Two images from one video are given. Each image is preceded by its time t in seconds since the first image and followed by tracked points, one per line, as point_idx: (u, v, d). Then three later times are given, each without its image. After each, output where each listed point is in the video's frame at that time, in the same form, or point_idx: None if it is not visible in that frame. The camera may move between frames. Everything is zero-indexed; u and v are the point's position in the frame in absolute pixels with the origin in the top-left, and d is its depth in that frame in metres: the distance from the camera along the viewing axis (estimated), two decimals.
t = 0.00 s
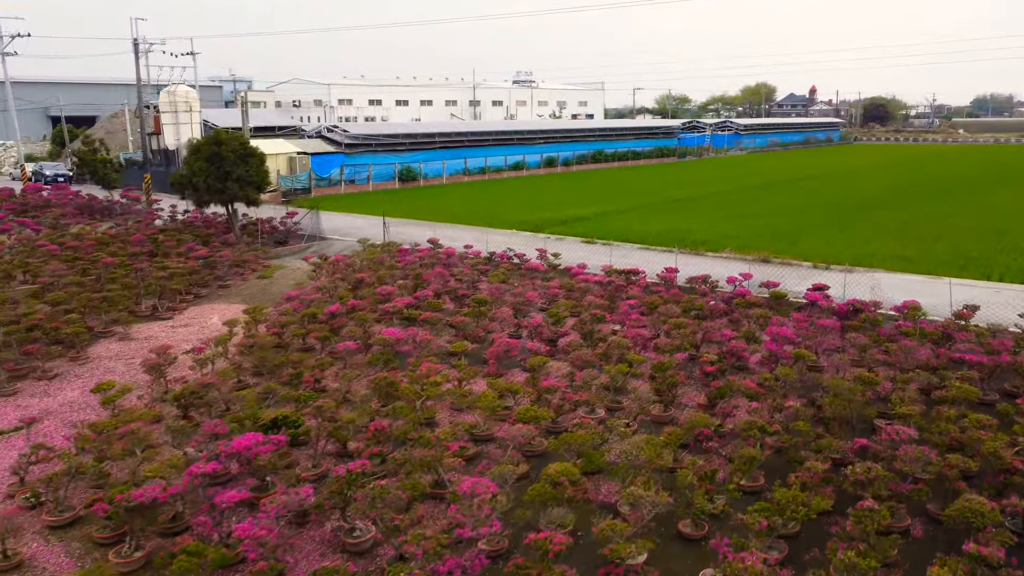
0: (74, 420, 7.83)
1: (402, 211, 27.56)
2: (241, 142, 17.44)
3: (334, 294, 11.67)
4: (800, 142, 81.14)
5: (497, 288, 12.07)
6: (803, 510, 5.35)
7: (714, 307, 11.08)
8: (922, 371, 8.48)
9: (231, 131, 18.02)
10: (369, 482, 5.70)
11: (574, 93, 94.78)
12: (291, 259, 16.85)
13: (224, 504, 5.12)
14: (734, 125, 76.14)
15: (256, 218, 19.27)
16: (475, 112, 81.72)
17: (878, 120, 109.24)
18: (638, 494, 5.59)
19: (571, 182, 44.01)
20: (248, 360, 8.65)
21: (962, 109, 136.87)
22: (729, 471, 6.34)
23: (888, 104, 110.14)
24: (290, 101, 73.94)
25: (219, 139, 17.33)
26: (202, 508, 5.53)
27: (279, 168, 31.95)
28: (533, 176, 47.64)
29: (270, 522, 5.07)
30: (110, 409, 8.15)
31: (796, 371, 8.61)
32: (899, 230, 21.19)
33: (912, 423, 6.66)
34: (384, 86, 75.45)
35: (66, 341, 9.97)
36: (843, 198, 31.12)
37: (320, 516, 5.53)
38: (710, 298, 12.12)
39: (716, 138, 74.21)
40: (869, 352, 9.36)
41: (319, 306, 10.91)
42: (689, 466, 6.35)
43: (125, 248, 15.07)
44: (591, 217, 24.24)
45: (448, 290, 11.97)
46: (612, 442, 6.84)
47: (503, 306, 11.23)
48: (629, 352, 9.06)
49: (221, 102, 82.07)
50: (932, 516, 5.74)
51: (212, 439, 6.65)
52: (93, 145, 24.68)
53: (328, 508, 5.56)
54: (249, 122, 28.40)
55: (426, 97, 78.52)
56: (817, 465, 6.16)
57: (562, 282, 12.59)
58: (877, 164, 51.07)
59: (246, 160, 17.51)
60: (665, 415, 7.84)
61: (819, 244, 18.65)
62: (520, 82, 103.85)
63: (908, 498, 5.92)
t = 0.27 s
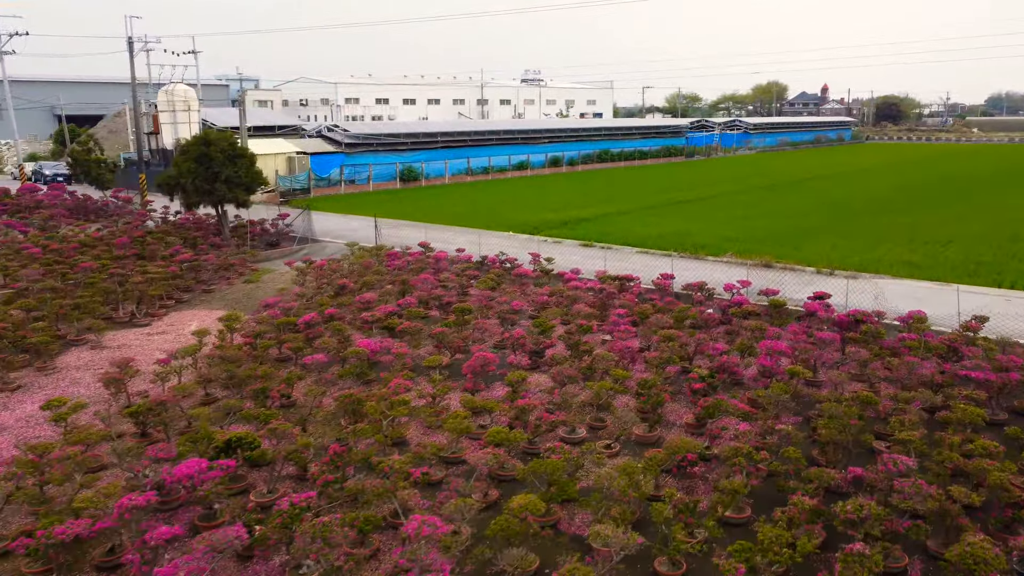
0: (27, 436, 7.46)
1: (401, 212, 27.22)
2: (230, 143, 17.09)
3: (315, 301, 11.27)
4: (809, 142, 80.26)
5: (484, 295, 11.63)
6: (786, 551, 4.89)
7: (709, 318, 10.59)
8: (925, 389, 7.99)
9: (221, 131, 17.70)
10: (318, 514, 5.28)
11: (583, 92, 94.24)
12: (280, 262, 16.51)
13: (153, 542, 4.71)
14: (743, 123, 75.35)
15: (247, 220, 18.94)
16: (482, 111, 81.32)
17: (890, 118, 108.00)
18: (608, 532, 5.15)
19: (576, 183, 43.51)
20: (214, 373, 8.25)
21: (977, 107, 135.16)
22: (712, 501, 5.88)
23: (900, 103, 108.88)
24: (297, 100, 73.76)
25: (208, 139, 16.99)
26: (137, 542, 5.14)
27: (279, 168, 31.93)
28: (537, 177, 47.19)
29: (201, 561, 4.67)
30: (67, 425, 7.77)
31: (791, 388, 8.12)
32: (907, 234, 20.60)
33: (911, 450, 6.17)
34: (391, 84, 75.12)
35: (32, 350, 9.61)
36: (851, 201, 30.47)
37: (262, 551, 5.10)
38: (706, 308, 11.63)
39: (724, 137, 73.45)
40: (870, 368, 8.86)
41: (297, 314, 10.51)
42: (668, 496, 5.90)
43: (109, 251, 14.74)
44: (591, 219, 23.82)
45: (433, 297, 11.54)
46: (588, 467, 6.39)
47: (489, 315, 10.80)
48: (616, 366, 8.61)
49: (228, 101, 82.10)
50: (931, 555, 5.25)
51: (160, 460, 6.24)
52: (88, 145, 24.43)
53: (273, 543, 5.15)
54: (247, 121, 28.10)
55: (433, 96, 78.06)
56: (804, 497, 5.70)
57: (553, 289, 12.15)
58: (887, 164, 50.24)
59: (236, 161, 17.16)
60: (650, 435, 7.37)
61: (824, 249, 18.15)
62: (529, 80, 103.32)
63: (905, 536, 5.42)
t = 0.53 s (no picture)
0: None
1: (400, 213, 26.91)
2: (220, 143, 16.80)
3: (296, 307, 10.90)
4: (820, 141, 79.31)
5: (471, 302, 11.22)
6: None
7: (702, 329, 10.15)
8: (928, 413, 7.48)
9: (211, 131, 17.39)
10: (262, 552, 4.92)
11: (592, 90, 93.58)
12: (270, 265, 16.22)
13: None
14: (753, 122, 74.58)
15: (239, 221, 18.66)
16: (490, 109, 80.86)
17: (903, 117, 106.86)
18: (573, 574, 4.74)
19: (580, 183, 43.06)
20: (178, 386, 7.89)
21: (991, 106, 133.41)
22: (692, 538, 5.44)
23: (913, 102, 107.53)
24: (305, 98, 73.70)
25: (197, 139, 16.67)
26: None
27: (278, 167, 32.06)
28: (542, 177, 46.77)
29: None
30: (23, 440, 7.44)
31: (785, 407, 7.68)
32: (916, 238, 20.06)
33: (907, 481, 5.72)
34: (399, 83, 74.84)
35: None
36: (860, 202, 29.86)
37: None
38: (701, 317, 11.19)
39: (734, 136, 72.67)
40: (870, 384, 8.40)
41: (275, 320, 10.15)
42: (643, 530, 5.48)
43: (93, 253, 14.44)
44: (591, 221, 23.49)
45: (418, 304, 11.15)
46: (559, 497, 5.97)
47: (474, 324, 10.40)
48: (600, 381, 8.18)
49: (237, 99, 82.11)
50: None
51: (106, 484, 5.86)
52: (83, 144, 24.24)
53: None
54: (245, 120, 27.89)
55: (442, 94, 77.70)
56: (791, 535, 5.26)
57: (544, 296, 11.73)
58: (898, 164, 49.42)
59: (225, 162, 16.84)
60: (632, 457, 6.94)
61: (827, 253, 17.70)
62: (538, 78, 102.81)
63: None
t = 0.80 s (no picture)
0: None
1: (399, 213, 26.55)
2: (209, 142, 16.49)
3: (275, 313, 10.55)
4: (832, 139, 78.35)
5: (457, 308, 10.82)
6: None
7: (695, 339, 9.70)
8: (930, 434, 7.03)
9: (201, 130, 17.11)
10: None
11: (601, 88, 92.87)
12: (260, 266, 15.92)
13: None
14: (762, 120, 73.77)
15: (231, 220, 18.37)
16: (498, 107, 80.35)
17: (916, 115, 105.54)
18: None
19: (585, 183, 42.57)
20: (139, 398, 7.51)
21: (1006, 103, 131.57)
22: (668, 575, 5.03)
23: (927, 99, 106.14)
24: (312, 96, 73.57)
25: (187, 138, 16.38)
26: None
27: (276, 166, 32.02)
28: (547, 176, 46.32)
29: None
30: None
31: (778, 427, 7.24)
32: (925, 240, 19.50)
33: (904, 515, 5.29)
34: (405, 81, 74.53)
35: None
36: (868, 203, 29.26)
37: None
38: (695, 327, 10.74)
39: (743, 135, 71.90)
40: (869, 401, 7.94)
41: (252, 328, 9.80)
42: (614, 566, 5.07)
43: (77, 254, 14.11)
44: (592, 223, 23.13)
45: (402, 311, 10.76)
46: (529, 526, 5.57)
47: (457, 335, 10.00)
48: (583, 396, 7.78)
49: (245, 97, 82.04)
50: None
51: (46, 509, 5.50)
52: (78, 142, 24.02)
53: None
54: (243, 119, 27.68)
55: (449, 92, 77.34)
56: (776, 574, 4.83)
57: (534, 302, 11.33)
58: (910, 162, 48.59)
59: (215, 161, 16.55)
60: (612, 479, 6.52)
61: (832, 257, 17.24)
62: (547, 76, 102.22)
63: None
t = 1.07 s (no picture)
0: None
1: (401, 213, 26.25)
2: (203, 140, 16.24)
3: (259, 318, 10.24)
4: (847, 136, 77.13)
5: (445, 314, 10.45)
6: None
7: (690, 348, 9.29)
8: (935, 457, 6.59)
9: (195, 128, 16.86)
10: None
11: (613, 84, 92.07)
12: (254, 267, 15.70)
13: None
14: (776, 117, 72.80)
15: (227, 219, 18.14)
16: (510, 103, 79.85)
17: (935, 111, 103.86)
18: None
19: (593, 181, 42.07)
20: (102, 409, 7.19)
21: None
22: None
23: (945, 96, 104.41)
24: (323, 93, 73.54)
25: (180, 136, 16.13)
26: None
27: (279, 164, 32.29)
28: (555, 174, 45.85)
29: None
30: None
31: (772, 447, 6.82)
32: (939, 242, 18.92)
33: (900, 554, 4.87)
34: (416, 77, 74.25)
35: None
36: (882, 202, 28.57)
37: None
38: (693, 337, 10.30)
39: (756, 132, 70.99)
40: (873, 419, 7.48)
41: (232, 334, 9.49)
42: None
43: (65, 255, 13.88)
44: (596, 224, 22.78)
45: (389, 317, 10.41)
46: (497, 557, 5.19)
47: (444, 345, 9.65)
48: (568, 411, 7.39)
49: (256, 93, 82.06)
50: None
51: None
52: (79, 140, 23.91)
53: None
54: (245, 116, 27.60)
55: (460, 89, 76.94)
56: None
57: (526, 308, 10.95)
58: (927, 159, 47.54)
59: (208, 160, 16.31)
60: (593, 502, 6.13)
61: (840, 260, 16.76)
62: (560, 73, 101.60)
63: None
